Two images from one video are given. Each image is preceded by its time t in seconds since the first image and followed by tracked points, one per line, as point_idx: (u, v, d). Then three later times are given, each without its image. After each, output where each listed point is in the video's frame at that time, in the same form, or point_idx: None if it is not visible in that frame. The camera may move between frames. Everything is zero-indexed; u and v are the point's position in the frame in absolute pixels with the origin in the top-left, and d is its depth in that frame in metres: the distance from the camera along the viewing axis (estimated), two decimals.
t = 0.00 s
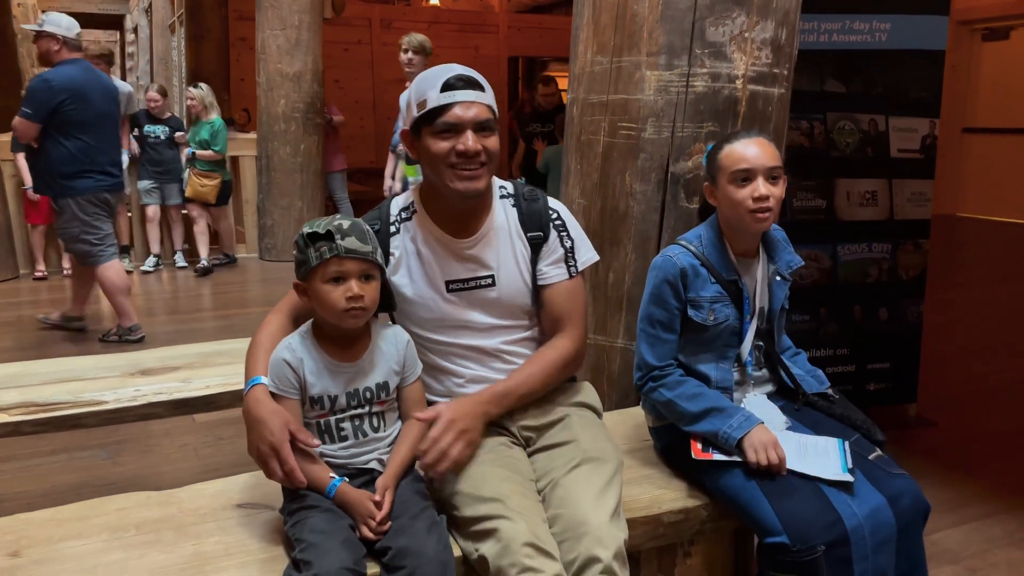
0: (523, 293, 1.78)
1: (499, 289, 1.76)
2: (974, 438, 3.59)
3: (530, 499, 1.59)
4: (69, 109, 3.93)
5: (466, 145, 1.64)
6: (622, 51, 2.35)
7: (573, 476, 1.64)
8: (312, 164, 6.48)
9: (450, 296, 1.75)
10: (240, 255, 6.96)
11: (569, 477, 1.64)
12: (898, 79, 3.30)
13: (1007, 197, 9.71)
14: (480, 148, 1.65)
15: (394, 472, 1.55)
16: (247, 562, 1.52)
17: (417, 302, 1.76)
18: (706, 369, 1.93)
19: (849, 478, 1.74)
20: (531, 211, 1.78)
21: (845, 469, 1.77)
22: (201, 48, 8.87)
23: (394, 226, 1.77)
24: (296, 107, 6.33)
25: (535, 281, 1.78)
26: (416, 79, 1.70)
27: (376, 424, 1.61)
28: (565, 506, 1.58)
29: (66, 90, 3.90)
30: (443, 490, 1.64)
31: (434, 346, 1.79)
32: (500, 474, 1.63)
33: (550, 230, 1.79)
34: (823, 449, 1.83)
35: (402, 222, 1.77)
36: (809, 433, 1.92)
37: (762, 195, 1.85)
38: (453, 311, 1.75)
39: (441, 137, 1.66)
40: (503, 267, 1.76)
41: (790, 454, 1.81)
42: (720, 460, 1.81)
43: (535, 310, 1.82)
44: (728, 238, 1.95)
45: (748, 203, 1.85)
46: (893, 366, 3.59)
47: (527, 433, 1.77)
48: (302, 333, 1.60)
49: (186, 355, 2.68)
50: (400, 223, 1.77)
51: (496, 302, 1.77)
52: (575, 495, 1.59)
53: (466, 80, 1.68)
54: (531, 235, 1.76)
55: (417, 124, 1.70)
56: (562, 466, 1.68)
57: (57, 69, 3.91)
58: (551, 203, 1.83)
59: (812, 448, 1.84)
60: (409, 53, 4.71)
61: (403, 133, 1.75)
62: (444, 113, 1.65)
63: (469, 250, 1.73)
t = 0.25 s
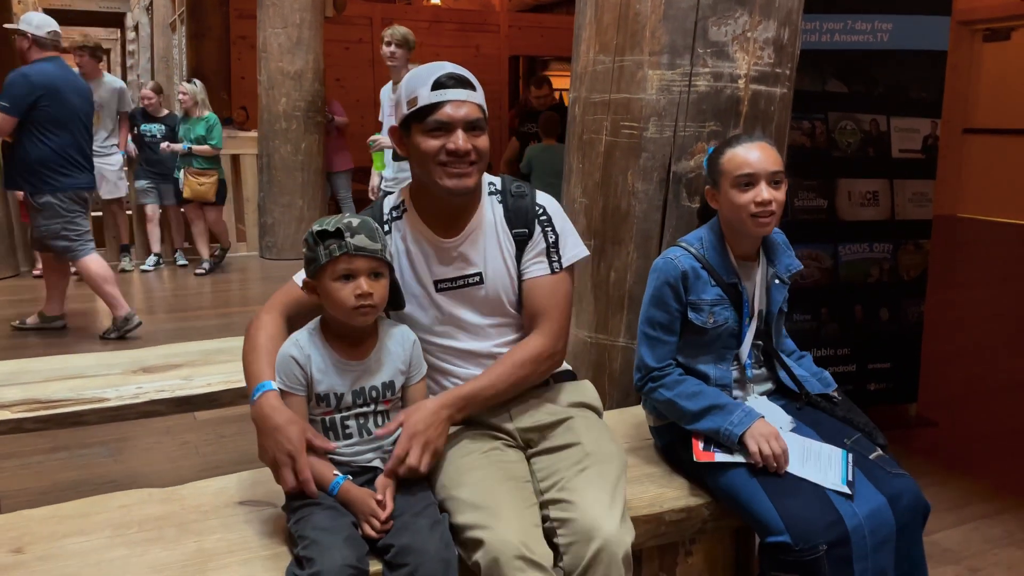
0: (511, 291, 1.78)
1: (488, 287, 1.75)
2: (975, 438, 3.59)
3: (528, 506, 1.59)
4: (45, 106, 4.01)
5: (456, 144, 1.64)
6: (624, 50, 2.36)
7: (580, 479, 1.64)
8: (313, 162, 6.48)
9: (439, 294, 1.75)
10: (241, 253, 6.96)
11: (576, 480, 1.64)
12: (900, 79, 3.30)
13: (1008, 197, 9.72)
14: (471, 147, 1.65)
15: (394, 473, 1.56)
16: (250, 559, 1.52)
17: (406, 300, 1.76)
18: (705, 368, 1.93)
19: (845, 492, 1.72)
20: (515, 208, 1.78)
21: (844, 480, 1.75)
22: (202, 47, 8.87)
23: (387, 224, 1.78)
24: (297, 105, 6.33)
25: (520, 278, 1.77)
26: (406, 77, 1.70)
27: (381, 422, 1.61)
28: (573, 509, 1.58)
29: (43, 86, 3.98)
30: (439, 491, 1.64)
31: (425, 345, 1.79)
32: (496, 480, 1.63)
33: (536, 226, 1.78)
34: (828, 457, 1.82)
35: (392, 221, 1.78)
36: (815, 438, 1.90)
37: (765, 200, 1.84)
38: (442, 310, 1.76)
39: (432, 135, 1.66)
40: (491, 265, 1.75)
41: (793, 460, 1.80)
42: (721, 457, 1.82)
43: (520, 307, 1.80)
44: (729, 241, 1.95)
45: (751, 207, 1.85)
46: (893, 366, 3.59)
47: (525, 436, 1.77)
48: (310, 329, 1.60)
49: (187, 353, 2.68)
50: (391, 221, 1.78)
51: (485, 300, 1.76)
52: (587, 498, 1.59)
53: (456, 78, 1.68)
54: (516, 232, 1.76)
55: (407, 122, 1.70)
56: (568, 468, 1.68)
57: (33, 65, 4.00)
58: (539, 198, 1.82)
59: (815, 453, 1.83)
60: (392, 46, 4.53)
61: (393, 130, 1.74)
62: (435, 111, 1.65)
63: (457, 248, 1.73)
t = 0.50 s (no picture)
0: (508, 295, 1.78)
1: (484, 290, 1.75)
2: (977, 442, 3.59)
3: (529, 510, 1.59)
4: (22, 100, 4.07)
5: (451, 149, 1.64)
6: (629, 52, 2.36)
7: (582, 482, 1.64)
8: (316, 164, 6.49)
9: (435, 298, 1.75)
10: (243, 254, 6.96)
11: (579, 484, 1.64)
12: (903, 82, 3.30)
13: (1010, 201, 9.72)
14: (467, 152, 1.65)
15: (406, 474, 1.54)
16: (255, 559, 1.52)
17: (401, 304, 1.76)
18: (706, 369, 1.93)
19: (847, 497, 1.72)
20: (511, 210, 1.77)
21: (847, 486, 1.74)
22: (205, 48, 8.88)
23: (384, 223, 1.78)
24: (300, 107, 6.34)
25: (517, 281, 1.77)
26: (404, 80, 1.70)
27: (389, 423, 1.63)
28: (577, 512, 1.57)
29: (19, 81, 4.03)
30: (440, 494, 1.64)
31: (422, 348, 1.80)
32: (495, 484, 1.63)
33: (531, 228, 1.77)
34: (832, 462, 1.81)
35: (390, 222, 1.78)
36: (820, 442, 1.89)
37: (767, 204, 1.85)
38: (439, 313, 1.76)
39: (427, 140, 1.66)
40: (487, 268, 1.75)
41: (795, 465, 1.80)
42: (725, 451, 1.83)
43: (516, 309, 1.80)
44: (731, 244, 1.95)
45: (753, 212, 1.86)
46: (896, 370, 3.59)
47: (525, 439, 1.77)
48: (318, 329, 1.60)
49: (190, 354, 2.68)
50: (388, 221, 1.78)
51: (482, 303, 1.76)
52: (590, 501, 1.59)
53: (455, 82, 1.68)
54: (513, 234, 1.75)
55: (404, 125, 1.70)
56: (569, 471, 1.68)
57: (9, 60, 4.03)
58: (535, 200, 1.82)
59: (819, 457, 1.82)
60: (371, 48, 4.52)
61: (390, 133, 1.75)
62: (431, 115, 1.65)
63: (453, 252, 1.73)
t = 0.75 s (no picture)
0: (510, 296, 1.77)
1: (486, 291, 1.75)
2: (979, 447, 3.57)
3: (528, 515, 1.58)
4: None
5: (451, 149, 1.64)
6: (631, 55, 2.35)
7: (582, 486, 1.63)
8: (317, 167, 6.49)
9: (435, 299, 1.74)
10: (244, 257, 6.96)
11: (579, 488, 1.63)
12: (905, 86, 3.30)
13: (1012, 206, 9.71)
14: (468, 153, 1.65)
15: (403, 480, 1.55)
16: (255, 562, 1.51)
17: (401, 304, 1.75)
18: (707, 370, 1.92)
19: (848, 501, 1.71)
20: (515, 210, 1.77)
21: (849, 490, 1.74)
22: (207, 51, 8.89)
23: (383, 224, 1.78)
24: (301, 110, 6.34)
25: (521, 282, 1.77)
26: (407, 80, 1.70)
27: (388, 425, 1.63)
28: (579, 517, 1.56)
29: None
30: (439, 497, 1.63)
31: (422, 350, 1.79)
32: (495, 488, 1.62)
33: (535, 227, 1.77)
34: (833, 467, 1.80)
35: (391, 222, 1.77)
36: (823, 447, 1.88)
37: (768, 207, 1.84)
38: (439, 315, 1.75)
39: (428, 140, 1.65)
40: (490, 269, 1.74)
41: (796, 470, 1.78)
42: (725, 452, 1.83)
43: (520, 310, 1.80)
44: (732, 248, 1.95)
45: (754, 215, 1.85)
46: (897, 374, 3.58)
47: (525, 443, 1.76)
48: (318, 331, 1.60)
49: (190, 356, 2.68)
50: (389, 222, 1.78)
51: (484, 304, 1.76)
52: (591, 506, 1.58)
53: (457, 83, 1.68)
54: (517, 234, 1.75)
55: (405, 126, 1.70)
56: (570, 476, 1.67)
57: None
58: (538, 199, 1.81)
59: (821, 462, 1.81)
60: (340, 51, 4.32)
61: (392, 133, 1.75)
62: (432, 115, 1.65)
63: (454, 252, 1.73)
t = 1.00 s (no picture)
0: (511, 301, 1.77)
1: (486, 296, 1.75)
2: (978, 453, 3.57)
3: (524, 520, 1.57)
4: None
5: (454, 160, 1.64)
6: (628, 61, 2.36)
7: (576, 491, 1.63)
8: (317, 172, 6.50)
9: (436, 304, 1.75)
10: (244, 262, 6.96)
11: (573, 493, 1.63)
12: (903, 93, 3.31)
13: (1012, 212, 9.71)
14: (469, 164, 1.65)
15: (397, 481, 1.55)
16: (249, 568, 1.51)
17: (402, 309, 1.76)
18: (703, 375, 1.93)
19: (846, 507, 1.71)
20: (515, 215, 1.77)
21: (844, 496, 1.74)
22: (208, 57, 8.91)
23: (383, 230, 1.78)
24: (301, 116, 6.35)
25: (521, 288, 1.77)
26: (408, 89, 1.70)
27: (383, 431, 1.63)
28: (571, 522, 1.57)
29: None
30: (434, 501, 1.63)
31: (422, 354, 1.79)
32: (490, 492, 1.62)
33: (535, 232, 1.77)
34: (829, 473, 1.80)
35: (391, 228, 1.78)
36: (819, 452, 1.88)
37: (764, 215, 1.85)
38: (440, 320, 1.76)
39: (431, 150, 1.66)
40: (491, 275, 1.75)
41: (792, 475, 1.79)
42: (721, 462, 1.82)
43: (520, 316, 1.80)
44: (729, 254, 1.95)
45: (749, 223, 1.85)
46: (896, 380, 3.57)
47: (520, 446, 1.76)
48: (313, 335, 1.61)
49: (188, 361, 2.68)
50: (388, 228, 1.78)
51: (483, 310, 1.76)
52: (583, 511, 1.58)
53: (459, 92, 1.68)
54: (517, 239, 1.75)
55: (408, 134, 1.70)
56: (564, 480, 1.67)
57: None
58: (537, 204, 1.81)
59: (817, 468, 1.81)
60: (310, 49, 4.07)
61: (395, 141, 1.75)
62: (435, 125, 1.65)
63: (456, 258, 1.73)
